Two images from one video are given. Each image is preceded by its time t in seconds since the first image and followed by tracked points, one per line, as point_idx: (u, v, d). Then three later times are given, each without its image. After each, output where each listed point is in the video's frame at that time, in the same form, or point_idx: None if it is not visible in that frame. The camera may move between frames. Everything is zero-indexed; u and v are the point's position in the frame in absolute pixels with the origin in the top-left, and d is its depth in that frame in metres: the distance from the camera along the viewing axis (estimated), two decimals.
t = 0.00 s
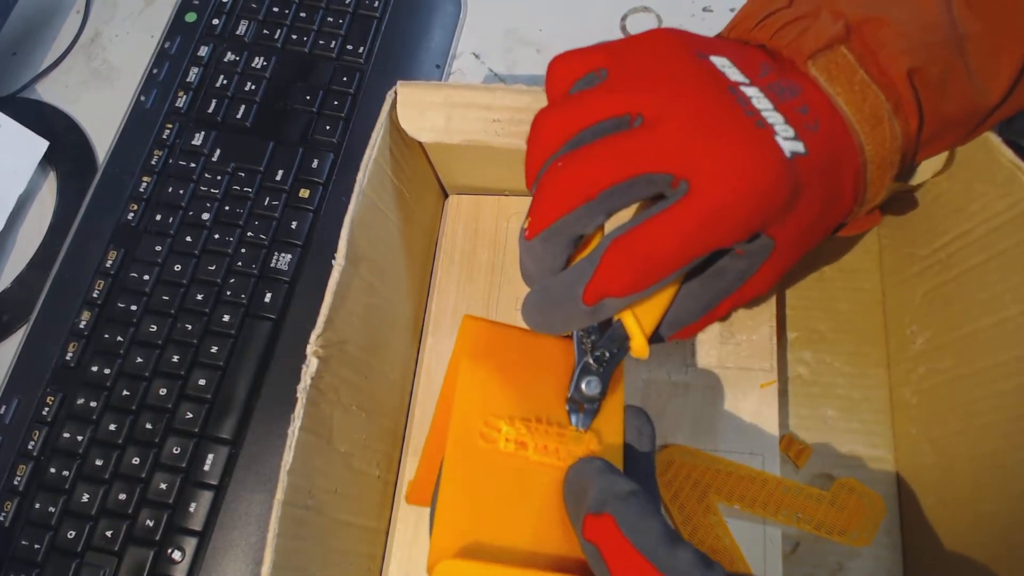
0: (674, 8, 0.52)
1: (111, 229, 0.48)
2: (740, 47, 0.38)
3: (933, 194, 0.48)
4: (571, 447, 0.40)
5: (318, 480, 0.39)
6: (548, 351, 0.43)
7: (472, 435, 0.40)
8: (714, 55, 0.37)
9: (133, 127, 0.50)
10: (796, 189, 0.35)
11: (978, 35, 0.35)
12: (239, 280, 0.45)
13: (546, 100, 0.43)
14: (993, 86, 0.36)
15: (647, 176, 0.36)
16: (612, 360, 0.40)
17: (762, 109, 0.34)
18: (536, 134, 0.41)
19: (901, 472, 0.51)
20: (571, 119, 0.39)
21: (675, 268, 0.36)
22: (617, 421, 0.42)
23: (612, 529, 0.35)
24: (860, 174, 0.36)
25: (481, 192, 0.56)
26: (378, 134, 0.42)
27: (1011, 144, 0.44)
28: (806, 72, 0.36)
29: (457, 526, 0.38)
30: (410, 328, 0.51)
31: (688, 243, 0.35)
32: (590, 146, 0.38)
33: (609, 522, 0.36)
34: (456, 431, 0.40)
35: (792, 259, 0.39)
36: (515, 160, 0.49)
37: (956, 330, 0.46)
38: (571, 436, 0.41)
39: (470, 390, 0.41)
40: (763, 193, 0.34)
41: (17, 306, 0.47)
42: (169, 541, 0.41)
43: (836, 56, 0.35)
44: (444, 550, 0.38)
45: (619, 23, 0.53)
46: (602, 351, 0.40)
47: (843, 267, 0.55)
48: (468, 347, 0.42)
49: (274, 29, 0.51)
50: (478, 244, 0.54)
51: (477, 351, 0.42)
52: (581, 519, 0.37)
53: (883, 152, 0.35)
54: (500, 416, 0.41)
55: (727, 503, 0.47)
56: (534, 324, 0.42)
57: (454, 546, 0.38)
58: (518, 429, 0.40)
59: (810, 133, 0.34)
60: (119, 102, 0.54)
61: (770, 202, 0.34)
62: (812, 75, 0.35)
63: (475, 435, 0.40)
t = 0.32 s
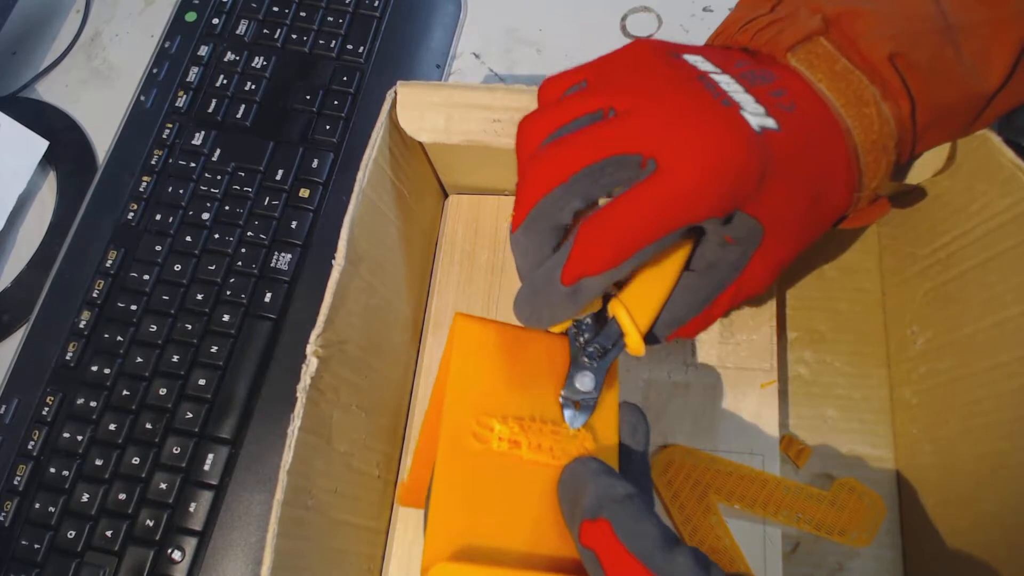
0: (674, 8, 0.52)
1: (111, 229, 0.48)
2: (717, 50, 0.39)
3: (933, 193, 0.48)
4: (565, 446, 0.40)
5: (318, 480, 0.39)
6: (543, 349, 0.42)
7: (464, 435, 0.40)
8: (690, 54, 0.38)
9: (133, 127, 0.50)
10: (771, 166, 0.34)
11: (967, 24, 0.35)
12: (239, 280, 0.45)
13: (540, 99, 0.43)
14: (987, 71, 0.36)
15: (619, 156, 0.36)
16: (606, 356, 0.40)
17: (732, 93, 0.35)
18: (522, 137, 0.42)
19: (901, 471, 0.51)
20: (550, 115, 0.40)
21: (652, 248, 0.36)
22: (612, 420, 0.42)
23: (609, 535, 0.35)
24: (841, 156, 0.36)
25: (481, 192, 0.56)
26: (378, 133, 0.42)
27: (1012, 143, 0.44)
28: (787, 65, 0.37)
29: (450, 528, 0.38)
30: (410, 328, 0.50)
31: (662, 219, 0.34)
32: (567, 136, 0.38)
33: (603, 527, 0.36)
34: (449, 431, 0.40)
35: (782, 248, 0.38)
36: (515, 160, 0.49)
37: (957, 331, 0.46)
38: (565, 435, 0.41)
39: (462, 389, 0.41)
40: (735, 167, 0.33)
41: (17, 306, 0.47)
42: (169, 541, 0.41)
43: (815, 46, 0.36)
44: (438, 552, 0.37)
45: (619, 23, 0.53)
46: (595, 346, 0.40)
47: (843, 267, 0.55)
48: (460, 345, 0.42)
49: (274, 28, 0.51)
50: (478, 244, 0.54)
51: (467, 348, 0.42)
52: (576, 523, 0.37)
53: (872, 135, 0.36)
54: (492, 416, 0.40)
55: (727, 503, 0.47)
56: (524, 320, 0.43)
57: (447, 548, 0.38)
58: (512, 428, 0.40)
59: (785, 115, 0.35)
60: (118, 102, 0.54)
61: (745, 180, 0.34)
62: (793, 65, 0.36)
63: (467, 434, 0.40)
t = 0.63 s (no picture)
0: (674, 8, 0.52)
1: (111, 229, 0.48)
2: (737, 52, 0.38)
3: (933, 193, 0.48)
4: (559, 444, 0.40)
5: (318, 480, 0.39)
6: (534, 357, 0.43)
7: (459, 437, 0.40)
8: (711, 60, 0.37)
9: (133, 127, 0.50)
10: (788, 194, 0.34)
11: (980, 41, 0.35)
12: (239, 280, 0.45)
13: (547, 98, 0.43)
14: (995, 90, 0.36)
15: (636, 175, 0.36)
16: (599, 363, 0.39)
17: (755, 114, 0.34)
18: (535, 133, 0.41)
19: (901, 471, 0.51)
20: (564, 119, 0.39)
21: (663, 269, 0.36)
22: (602, 421, 0.42)
23: (605, 527, 0.35)
24: (854, 181, 0.36)
25: (481, 192, 0.56)
26: (378, 133, 0.42)
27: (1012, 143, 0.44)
28: (805, 78, 0.36)
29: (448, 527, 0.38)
30: (410, 328, 0.51)
31: (677, 245, 0.35)
32: (582, 145, 0.38)
33: (602, 519, 0.35)
34: (444, 434, 0.40)
35: (784, 265, 0.39)
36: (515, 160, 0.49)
37: (957, 331, 0.46)
38: (558, 434, 0.41)
39: (455, 392, 0.41)
40: (755, 198, 0.33)
41: (18, 306, 0.47)
42: (169, 541, 0.41)
43: (834, 60, 0.36)
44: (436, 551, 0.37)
45: (619, 22, 0.53)
46: (588, 353, 0.39)
47: (843, 267, 0.55)
48: (450, 350, 0.43)
49: (274, 29, 0.51)
50: (478, 244, 0.54)
51: (458, 354, 0.42)
52: (574, 519, 0.37)
53: (883, 157, 0.36)
54: (486, 418, 0.41)
55: (727, 503, 0.47)
56: (521, 322, 0.43)
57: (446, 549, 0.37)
58: (506, 428, 0.40)
59: (805, 139, 0.34)
60: (119, 102, 0.54)
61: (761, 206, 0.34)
62: (811, 79, 0.36)
63: (461, 436, 0.40)
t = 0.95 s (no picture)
0: (674, 8, 0.52)
1: (111, 229, 0.48)
2: (736, 51, 0.38)
3: (933, 193, 0.48)
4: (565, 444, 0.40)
5: (318, 480, 0.39)
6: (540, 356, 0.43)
7: (465, 432, 0.40)
8: (711, 58, 0.37)
9: (133, 127, 0.50)
10: (793, 190, 0.34)
11: (974, 36, 0.35)
12: (239, 280, 0.45)
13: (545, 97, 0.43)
14: (990, 86, 0.36)
15: (640, 172, 0.36)
16: (604, 362, 0.40)
17: (756, 112, 0.34)
18: (535, 131, 0.41)
19: (901, 470, 0.51)
20: (565, 118, 0.39)
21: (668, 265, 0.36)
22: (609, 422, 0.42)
23: (613, 529, 0.36)
24: (857, 178, 0.36)
25: (481, 192, 0.56)
26: (378, 133, 0.42)
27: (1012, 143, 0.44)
28: (801, 75, 0.36)
29: (451, 523, 0.38)
30: (410, 328, 0.51)
31: (681, 241, 0.35)
32: (583, 142, 0.37)
33: (609, 520, 0.36)
34: (451, 430, 0.40)
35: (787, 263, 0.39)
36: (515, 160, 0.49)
37: (957, 331, 0.46)
38: (564, 433, 0.40)
39: (462, 388, 0.41)
40: (759, 194, 0.33)
41: (18, 306, 0.47)
42: (169, 541, 0.41)
43: (832, 56, 0.35)
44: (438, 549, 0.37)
45: (619, 22, 0.53)
46: (593, 352, 0.40)
47: (843, 267, 0.55)
48: (458, 344, 0.42)
49: (274, 29, 0.51)
50: (477, 244, 0.54)
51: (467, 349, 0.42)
52: (580, 518, 0.37)
53: (883, 151, 0.35)
54: (493, 414, 0.41)
55: (727, 503, 0.47)
56: (526, 322, 0.42)
57: (449, 548, 0.37)
58: (512, 426, 0.40)
59: (808, 134, 0.34)
60: (118, 102, 0.54)
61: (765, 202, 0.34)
62: (808, 76, 0.36)
63: (467, 432, 0.40)
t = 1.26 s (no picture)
0: (674, 8, 0.52)
1: (111, 229, 0.48)
2: (719, 53, 0.38)
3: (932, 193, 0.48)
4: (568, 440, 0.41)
5: (318, 480, 0.39)
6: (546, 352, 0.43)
7: (470, 428, 0.40)
8: (691, 62, 0.38)
9: (133, 127, 0.50)
10: (774, 185, 0.34)
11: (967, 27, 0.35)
12: (239, 280, 0.45)
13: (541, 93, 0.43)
14: (985, 75, 0.35)
15: (621, 170, 0.36)
16: (608, 360, 0.41)
17: (734, 112, 0.35)
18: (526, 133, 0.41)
19: (901, 470, 0.51)
20: (549, 123, 0.40)
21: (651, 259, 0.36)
22: (614, 421, 0.42)
23: (617, 527, 0.36)
24: (844, 173, 0.36)
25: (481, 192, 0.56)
26: (378, 134, 0.42)
27: (1012, 143, 0.44)
28: (789, 70, 0.36)
29: (455, 518, 0.38)
30: (410, 328, 0.51)
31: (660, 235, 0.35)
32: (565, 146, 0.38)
33: (614, 520, 0.36)
34: (457, 424, 0.40)
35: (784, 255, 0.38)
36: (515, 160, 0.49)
37: (957, 331, 0.46)
38: (569, 431, 0.41)
39: (469, 382, 0.41)
40: (737, 188, 0.34)
41: (18, 306, 0.47)
42: (169, 541, 0.41)
43: (819, 50, 0.35)
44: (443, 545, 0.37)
45: (619, 23, 0.53)
46: (597, 351, 0.40)
47: (843, 267, 0.55)
48: (463, 337, 0.42)
49: (274, 29, 0.51)
50: (477, 244, 0.54)
51: (472, 345, 0.42)
52: (584, 518, 0.37)
53: (872, 143, 0.35)
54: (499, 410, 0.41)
55: (727, 503, 0.47)
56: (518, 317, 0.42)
57: (453, 544, 0.37)
58: (517, 424, 0.40)
59: (787, 130, 0.34)
60: (119, 102, 0.54)
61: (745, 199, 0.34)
62: (795, 71, 0.35)
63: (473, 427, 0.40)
